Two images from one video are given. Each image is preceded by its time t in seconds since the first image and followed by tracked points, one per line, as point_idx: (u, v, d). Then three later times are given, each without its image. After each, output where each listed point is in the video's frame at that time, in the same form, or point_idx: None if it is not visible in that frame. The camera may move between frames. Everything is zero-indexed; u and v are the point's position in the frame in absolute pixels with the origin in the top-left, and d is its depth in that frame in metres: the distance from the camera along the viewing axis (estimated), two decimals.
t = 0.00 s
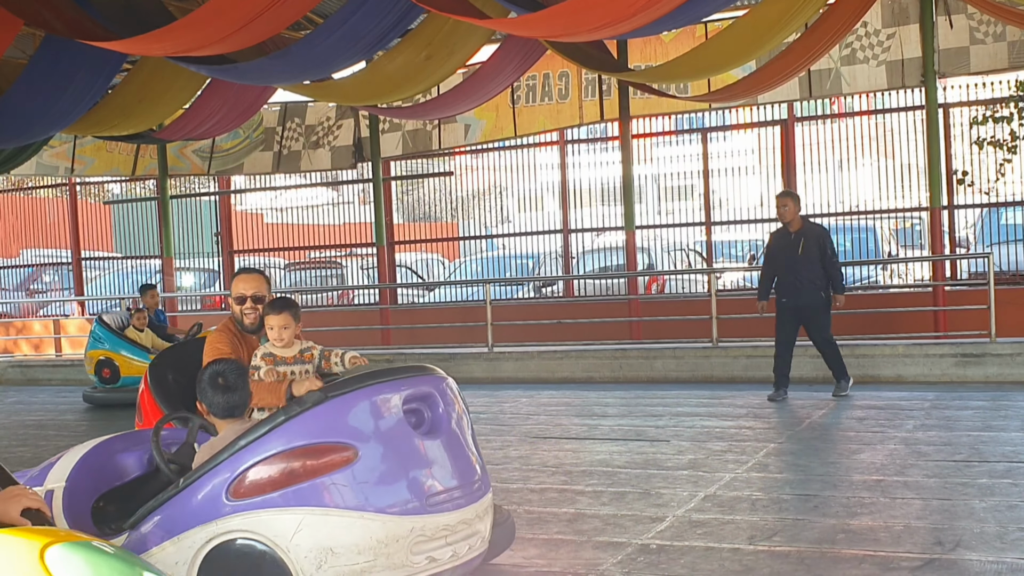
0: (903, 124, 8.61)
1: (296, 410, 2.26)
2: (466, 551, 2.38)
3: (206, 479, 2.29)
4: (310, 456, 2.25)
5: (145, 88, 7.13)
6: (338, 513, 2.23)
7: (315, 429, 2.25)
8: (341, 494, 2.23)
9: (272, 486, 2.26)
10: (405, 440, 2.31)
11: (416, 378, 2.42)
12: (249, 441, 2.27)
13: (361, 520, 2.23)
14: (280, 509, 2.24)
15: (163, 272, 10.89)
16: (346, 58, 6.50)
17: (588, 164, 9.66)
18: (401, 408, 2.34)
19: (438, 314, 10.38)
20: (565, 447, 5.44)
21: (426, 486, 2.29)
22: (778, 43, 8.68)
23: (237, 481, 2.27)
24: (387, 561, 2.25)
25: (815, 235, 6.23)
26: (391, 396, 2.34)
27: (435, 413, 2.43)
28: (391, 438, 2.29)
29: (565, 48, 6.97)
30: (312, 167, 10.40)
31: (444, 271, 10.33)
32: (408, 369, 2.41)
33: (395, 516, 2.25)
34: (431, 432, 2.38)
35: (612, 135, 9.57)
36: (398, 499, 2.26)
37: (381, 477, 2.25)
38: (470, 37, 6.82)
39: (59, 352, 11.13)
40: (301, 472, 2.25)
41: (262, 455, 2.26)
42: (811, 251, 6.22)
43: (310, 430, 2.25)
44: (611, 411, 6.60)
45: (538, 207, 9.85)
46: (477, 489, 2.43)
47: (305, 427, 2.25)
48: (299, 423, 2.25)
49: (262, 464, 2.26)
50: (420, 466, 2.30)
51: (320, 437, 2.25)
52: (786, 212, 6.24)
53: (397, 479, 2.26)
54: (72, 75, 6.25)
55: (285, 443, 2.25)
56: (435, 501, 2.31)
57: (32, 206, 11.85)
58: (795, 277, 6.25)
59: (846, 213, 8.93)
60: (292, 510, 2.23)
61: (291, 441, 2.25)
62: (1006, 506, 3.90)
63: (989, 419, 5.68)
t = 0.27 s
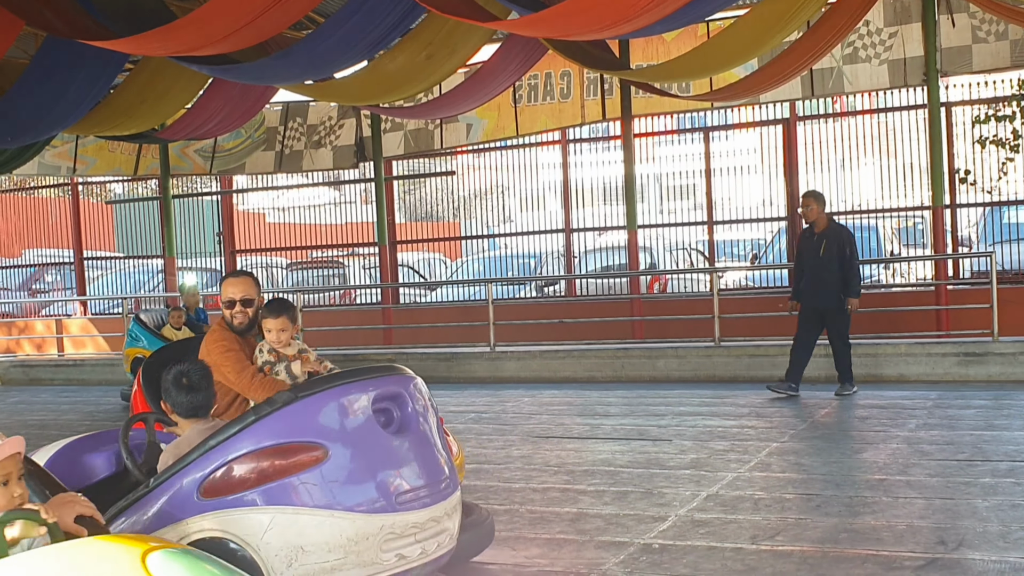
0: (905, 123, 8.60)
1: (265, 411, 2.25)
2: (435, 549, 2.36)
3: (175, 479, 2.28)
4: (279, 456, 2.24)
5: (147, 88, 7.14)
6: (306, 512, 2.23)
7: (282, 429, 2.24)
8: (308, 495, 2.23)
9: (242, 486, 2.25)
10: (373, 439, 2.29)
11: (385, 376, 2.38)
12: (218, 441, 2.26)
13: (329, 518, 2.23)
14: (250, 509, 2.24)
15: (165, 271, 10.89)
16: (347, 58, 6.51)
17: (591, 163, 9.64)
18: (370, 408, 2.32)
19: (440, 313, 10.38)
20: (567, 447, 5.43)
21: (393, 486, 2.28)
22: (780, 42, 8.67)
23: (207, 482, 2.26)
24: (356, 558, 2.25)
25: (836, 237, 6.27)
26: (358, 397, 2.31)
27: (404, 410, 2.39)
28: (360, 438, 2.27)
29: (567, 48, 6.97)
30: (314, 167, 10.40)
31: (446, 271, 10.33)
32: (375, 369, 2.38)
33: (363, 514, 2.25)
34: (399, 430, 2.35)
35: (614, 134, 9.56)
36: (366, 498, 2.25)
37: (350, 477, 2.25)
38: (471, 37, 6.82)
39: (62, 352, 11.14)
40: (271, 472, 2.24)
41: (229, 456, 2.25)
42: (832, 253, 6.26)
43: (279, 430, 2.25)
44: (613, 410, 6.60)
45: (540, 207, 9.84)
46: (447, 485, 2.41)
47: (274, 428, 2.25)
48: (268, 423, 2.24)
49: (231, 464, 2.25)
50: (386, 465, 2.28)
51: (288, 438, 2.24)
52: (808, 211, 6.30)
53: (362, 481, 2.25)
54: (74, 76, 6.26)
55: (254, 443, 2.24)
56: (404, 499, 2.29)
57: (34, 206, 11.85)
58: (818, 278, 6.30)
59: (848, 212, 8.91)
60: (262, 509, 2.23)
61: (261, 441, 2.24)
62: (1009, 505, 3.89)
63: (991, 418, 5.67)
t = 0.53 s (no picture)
0: (909, 122, 8.59)
1: (239, 409, 2.02)
2: (406, 544, 2.17)
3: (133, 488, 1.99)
4: (257, 454, 2.01)
5: (151, 87, 7.14)
6: (284, 512, 1.99)
7: (259, 426, 2.01)
8: (282, 496, 1.99)
9: (211, 487, 2.00)
10: (352, 436, 2.08)
11: (361, 372, 2.17)
12: (186, 442, 2.00)
13: (308, 516, 2.00)
14: (221, 513, 1.98)
15: (169, 271, 10.91)
16: (351, 57, 6.50)
17: (594, 162, 9.64)
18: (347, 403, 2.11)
19: (444, 312, 10.40)
20: (571, 446, 5.43)
21: (370, 487, 2.07)
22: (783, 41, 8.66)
23: (170, 488, 1.99)
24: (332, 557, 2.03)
25: (849, 232, 6.31)
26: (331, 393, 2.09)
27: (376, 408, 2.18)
28: (339, 434, 2.06)
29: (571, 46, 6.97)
30: (318, 166, 10.41)
31: (450, 270, 10.35)
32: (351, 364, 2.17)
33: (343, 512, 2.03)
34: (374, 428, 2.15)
35: (617, 133, 9.57)
36: (346, 495, 2.04)
37: (331, 475, 2.03)
38: (475, 33, 6.81)
39: (66, 351, 11.16)
40: (246, 472, 2.00)
41: (197, 456, 2.00)
42: (842, 250, 6.34)
43: (255, 426, 2.01)
44: (617, 409, 6.60)
45: (543, 206, 9.85)
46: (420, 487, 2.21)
47: (249, 425, 2.01)
48: (242, 419, 2.01)
49: (200, 467, 2.00)
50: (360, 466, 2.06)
51: (265, 435, 2.01)
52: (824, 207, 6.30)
53: (337, 482, 2.03)
54: (78, 74, 6.26)
55: (228, 442, 2.00)
56: (379, 495, 2.09)
57: (37, 205, 11.86)
58: (831, 276, 6.36)
59: (852, 211, 8.90)
60: (228, 517, 1.97)
61: (237, 439, 2.00)
62: (1015, 504, 3.89)
63: (996, 417, 5.65)
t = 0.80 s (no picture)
0: (912, 121, 8.60)
1: (209, 408, 2.36)
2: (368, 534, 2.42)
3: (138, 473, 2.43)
4: (227, 448, 2.36)
5: (154, 87, 7.17)
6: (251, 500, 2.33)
7: (225, 424, 2.35)
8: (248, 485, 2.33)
9: (195, 476, 2.38)
10: (309, 434, 2.36)
11: (317, 373, 2.43)
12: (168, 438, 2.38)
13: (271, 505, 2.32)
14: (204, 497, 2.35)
15: (173, 270, 10.93)
16: (354, 56, 6.51)
17: (598, 160, 9.66)
18: (305, 403, 2.38)
19: (447, 311, 10.41)
20: (575, 444, 5.44)
21: (324, 484, 2.34)
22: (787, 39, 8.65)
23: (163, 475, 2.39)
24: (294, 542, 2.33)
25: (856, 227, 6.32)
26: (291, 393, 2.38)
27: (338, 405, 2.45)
28: (297, 432, 2.35)
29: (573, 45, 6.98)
30: (321, 165, 10.42)
31: (453, 269, 10.36)
32: (310, 367, 2.44)
33: (301, 503, 2.32)
34: (333, 425, 2.41)
35: (620, 132, 9.57)
36: (302, 488, 2.32)
37: (289, 468, 2.33)
38: (478, 32, 6.82)
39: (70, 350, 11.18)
40: (220, 464, 2.36)
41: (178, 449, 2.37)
42: (848, 246, 6.36)
43: (224, 424, 2.35)
44: (621, 407, 6.61)
45: (547, 204, 9.85)
46: (379, 479, 2.46)
47: (218, 422, 2.35)
48: (213, 418, 2.35)
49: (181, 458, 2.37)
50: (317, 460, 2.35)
51: (231, 432, 2.35)
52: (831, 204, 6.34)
53: (293, 476, 2.32)
54: (82, 74, 6.28)
55: (202, 437, 2.35)
56: (336, 488, 2.35)
57: (41, 204, 11.89)
58: (841, 275, 6.39)
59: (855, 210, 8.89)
60: (205, 499, 2.36)
61: (207, 436, 2.35)
62: (1018, 502, 3.89)
63: (1000, 415, 5.66)
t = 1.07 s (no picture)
0: (916, 119, 8.59)
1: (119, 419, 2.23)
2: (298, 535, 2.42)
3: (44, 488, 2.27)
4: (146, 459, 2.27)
5: (157, 87, 7.18)
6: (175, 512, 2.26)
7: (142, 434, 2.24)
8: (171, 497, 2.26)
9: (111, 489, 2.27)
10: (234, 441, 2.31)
11: (238, 376, 2.36)
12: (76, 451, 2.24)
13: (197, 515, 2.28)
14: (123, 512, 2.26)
15: (176, 269, 10.94)
16: (356, 55, 6.52)
17: (600, 160, 9.67)
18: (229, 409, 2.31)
19: (450, 310, 10.42)
20: (578, 443, 5.44)
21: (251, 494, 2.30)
22: (790, 38, 8.65)
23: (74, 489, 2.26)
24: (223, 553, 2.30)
25: (860, 226, 6.43)
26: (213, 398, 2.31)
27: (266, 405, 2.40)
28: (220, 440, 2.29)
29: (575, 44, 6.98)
30: (324, 164, 10.43)
31: (456, 268, 10.36)
32: (234, 367, 2.38)
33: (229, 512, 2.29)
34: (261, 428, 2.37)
35: (624, 131, 9.58)
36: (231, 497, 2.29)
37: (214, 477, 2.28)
38: (481, 31, 6.83)
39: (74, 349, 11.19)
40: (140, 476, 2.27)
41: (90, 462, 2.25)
42: (852, 244, 6.48)
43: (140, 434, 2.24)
44: (623, 406, 6.61)
45: (549, 204, 9.84)
46: (302, 479, 2.43)
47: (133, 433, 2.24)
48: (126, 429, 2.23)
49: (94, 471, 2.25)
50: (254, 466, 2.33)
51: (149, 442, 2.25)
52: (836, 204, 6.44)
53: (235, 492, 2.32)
54: (85, 74, 6.30)
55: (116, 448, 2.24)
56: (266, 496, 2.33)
57: (45, 203, 11.90)
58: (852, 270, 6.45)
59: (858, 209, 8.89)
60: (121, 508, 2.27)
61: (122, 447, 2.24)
62: (1021, 502, 3.89)
63: (1004, 414, 5.65)
